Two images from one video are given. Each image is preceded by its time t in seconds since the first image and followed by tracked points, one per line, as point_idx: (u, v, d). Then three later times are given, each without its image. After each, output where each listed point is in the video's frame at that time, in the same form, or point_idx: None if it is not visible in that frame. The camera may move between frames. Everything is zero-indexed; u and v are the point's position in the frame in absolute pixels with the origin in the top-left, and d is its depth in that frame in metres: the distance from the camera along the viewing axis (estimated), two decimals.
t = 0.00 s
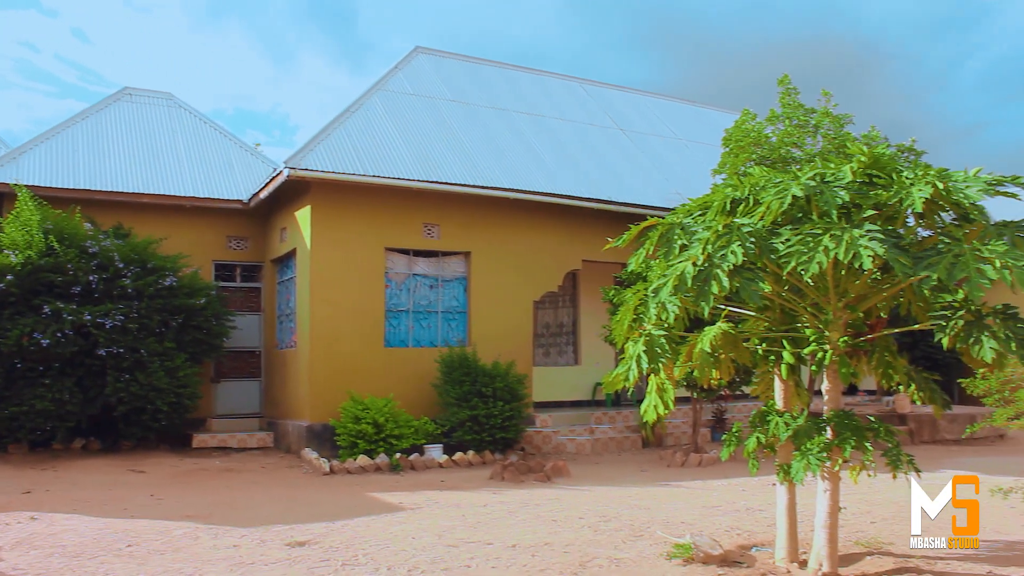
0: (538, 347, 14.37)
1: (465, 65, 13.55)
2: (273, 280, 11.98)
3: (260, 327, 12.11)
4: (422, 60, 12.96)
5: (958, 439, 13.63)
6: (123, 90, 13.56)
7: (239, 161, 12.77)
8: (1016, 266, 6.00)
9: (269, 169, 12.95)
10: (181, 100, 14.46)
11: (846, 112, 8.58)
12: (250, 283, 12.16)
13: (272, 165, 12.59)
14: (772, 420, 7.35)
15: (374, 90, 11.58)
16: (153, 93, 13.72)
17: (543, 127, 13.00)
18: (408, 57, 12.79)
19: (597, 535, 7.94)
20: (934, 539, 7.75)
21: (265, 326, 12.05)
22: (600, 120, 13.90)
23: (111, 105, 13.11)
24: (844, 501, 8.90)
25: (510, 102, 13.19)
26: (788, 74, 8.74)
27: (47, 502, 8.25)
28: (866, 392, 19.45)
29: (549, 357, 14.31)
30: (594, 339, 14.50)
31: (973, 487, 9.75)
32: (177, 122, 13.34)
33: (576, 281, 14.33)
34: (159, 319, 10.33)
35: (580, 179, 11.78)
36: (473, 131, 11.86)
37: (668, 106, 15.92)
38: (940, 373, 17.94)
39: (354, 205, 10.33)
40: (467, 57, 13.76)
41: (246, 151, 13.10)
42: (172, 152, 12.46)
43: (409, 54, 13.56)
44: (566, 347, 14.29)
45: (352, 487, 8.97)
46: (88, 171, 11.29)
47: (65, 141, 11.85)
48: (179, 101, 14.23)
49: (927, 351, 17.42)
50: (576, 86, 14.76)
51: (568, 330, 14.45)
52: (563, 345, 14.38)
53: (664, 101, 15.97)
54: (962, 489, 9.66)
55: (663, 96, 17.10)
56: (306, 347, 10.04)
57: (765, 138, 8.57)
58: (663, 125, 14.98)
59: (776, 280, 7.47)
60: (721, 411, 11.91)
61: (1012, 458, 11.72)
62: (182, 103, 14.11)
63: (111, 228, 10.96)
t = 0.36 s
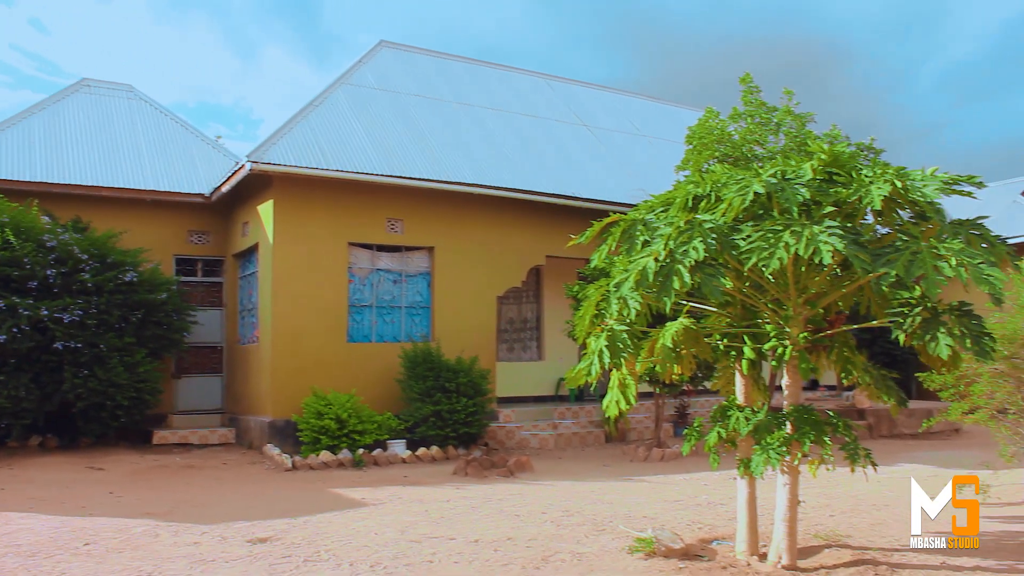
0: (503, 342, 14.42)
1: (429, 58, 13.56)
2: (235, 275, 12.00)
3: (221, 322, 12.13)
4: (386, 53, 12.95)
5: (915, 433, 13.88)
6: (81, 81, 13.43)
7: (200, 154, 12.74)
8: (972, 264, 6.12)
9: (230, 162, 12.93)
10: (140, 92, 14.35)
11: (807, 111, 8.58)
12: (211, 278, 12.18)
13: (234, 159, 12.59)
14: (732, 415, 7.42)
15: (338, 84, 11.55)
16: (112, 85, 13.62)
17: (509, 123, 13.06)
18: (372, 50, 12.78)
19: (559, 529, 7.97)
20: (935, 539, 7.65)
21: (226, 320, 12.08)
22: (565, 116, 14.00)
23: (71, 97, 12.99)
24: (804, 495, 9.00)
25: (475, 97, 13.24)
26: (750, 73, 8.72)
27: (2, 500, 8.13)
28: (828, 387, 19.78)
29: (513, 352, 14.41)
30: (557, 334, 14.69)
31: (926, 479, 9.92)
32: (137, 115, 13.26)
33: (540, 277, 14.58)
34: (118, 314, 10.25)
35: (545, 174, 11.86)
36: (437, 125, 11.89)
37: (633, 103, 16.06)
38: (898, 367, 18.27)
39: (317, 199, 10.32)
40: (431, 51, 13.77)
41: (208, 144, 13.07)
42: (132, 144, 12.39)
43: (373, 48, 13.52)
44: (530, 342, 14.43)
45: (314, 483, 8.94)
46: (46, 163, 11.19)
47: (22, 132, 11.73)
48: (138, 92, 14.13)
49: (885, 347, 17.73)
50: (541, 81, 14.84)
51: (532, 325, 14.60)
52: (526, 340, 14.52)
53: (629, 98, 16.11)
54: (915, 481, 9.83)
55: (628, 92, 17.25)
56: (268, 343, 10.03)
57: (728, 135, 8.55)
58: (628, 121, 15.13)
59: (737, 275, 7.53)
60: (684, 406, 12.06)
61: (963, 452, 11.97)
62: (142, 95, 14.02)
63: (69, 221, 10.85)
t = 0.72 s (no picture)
0: (475, 333, 14.53)
1: (401, 48, 13.68)
2: (205, 265, 12.03)
3: (190, 313, 12.19)
4: (358, 43, 13.06)
5: (883, 424, 14.03)
6: (48, 68, 13.42)
7: (170, 143, 12.80)
8: (938, 257, 6.19)
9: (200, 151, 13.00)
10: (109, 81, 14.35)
11: (780, 104, 8.63)
12: (180, 268, 12.20)
13: (204, 148, 12.66)
14: (703, 405, 7.43)
15: (310, 73, 11.64)
16: (80, 73, 13.62)
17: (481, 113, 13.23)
18: (343, 39, 12.88)
19: (530, 520, 7.99)
20: (934, 539, 7.42)
21: (195, 311, 12.14)
22: (538, 106, 14.15)
23: (38, 86, 13.00)
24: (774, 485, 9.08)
25: (447, 87, 13.36)
26: (724, 64, 8.82)
27: None
28: (799, 376, 20.03)
29: (486, 342, 14.57)
30: (529, 324, 14.87)
31: (894, 468, 10.03)
32: (105, 103, 13.28)
33: (513, 268, 14.69)
34: (86, 305, 10.30)
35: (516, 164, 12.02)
36: (409, 115, 12.00)
37: (606, 95, 16.25)
38: (868, 358, 18.47)
39: (287, 189, 10.42)
40: (403, 41, 13.89)
41: (178, 133, 13.13)
42: (101, 132, 12.43)
43: (345, 38, 13.61)
44: (503, 333, 14.59)
45: (285, 474, 8.96)
46: (13, 151, 11.20)
47: None
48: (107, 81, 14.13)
49: (855, 339, 17.93)
50: (515, 72, 14.99)
51: (505, 315, 14.73)
52: (499, 331, 14.65)
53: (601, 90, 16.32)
54: (882, 470, 9.95)
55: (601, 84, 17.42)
56: (238, 333, 10.13)
57: (702, 127, 8.56)
58: (601, 112, 15.31)
59: (707, 266, 7.54)
60: (656, 396, 12.20)
61: (930, 441, 12.12)
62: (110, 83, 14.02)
63: (36, 211, 10.91)
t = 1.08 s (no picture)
0: (446, 325, 14.52)
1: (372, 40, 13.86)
2: (173, 256, 12.18)
3: (158, 305, 12.34)
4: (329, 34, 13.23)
5: (851, 416, 14.19)
6: (12, 55, 13.36)
7: (138, 134, 12.85)
8: (902, 252, 6.21)
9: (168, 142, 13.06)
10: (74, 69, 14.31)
11: (750, 98, 8.62)
12: (149, 260, 12.35)
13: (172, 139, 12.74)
14: (671, 398, 7.44)
15: (280, 64, 11.79)
16: (45, 60, 13.58)
17: (451, 106, 13.44)
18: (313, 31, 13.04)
19: (500, 512, 8.00)
20: (933, 539, 7.22)
21: (163, 303, 12.29)
22: (509, 100, 14.37)
23: (4, 74, 12.95)
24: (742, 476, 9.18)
25: (418, 79, 13.55)
26: (695, 58, 8.80)
27: None
28: (766, 368, 20.34)
29: (456, 335, 14.61)
30: (500, 317, 15.08)
31: (861, 460, 10.14)
32: (72, 92, 13.27)
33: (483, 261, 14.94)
34: (51, 297, 10.36)
35: (484, 155, 12.23)
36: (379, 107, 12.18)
37: (577, 89, 16.50)
38: (839, 352, 18.68)
39: (255, 182, 10.58)
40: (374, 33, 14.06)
41: (146, 124, 13.18)
42: (67, 121, 12.43)
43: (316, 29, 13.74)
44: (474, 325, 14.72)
45: (254, 468, 8.95)
46: None
47: None
48: (72, 69, 14.10)
49: (824, 333, 18.12)
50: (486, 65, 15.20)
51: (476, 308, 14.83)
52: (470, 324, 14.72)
53: (573, 86, 16.58)
54: (848, 462, 10.06)
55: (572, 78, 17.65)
56: (207, 325, 10.29)
57: (675, 121, 8.50)
58: (572, 106, 15.55)
59: (676, 260, 7.51)
60: (625, 390, 12.41)
61: (895, 433, 12.27)
62: (76, 72, 14.00)
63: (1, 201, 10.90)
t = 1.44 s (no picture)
0: (416, 323, 14.96)
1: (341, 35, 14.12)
2: (139, 253, 12.21)
3: (124, 302, 12.35)
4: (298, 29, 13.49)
5: (817, 413, 14.34)
6: None
7: (104, 127, 12.80)
8: (866, 251, 6.29)
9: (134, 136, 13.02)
10: (37, 61, 14.19)
11: (717, 97, 8.72)
12: (114, 256, 12.34)
13: (139, 134, 12.72)
14: (640, 396, 7.44)
15: (249, 59, 12.01)
16: (8, 52, 13.45)
17: (420, 103, 13.65)
18: (283, 25, 13.31)
19: (469, 510, 8.00)
20: (933, 539, 7.15)
21: (129, 300, 12.30)
22: (478, 96, 14.67)
23: None
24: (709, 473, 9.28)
25: (387, 75, 13.81)
26: (663, 57, 8.79)
27: None
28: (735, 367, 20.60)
29: (426, 333, 15.03)
30: (469, 314, 15.40)
31: (827, 456, 10.23)
32: (35, 84, 13.17)
33: (452, 258, 15.22)
34: (14, 294, 10.34)
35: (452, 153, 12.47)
36: (348, 102, 12.43)
37: (546, 85, 16.85)
38: (807, 350, 18.91)
39: (223, 177, 10.74)
40: (344, 28, 14.32)
41: (111, 118, 13.13)
42: (31, 115, 12.35)
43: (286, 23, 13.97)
44: (443, 323, 15.07)
45: (222, 466, 8.92)
46: None
47: None
48: (36, 62, 13.99)
49: (790, 330, 18.30)
50: (456, 62, 15.51)
51: (445, 305, 15.17)
52: (440, 321, 15.11)
53: (542, 83, 16.82)
54: (814, 458, 10.17)
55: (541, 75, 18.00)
56: (174, 323, 10.43)
57: (642, 120, 8.62)
58: (541, 103, 15.87)
59: (645, 258, 7.49)
60: (594, 388, 12.61)
61: (859, 429, 12.44)
62: (40, 64, 13.89)
63: None
